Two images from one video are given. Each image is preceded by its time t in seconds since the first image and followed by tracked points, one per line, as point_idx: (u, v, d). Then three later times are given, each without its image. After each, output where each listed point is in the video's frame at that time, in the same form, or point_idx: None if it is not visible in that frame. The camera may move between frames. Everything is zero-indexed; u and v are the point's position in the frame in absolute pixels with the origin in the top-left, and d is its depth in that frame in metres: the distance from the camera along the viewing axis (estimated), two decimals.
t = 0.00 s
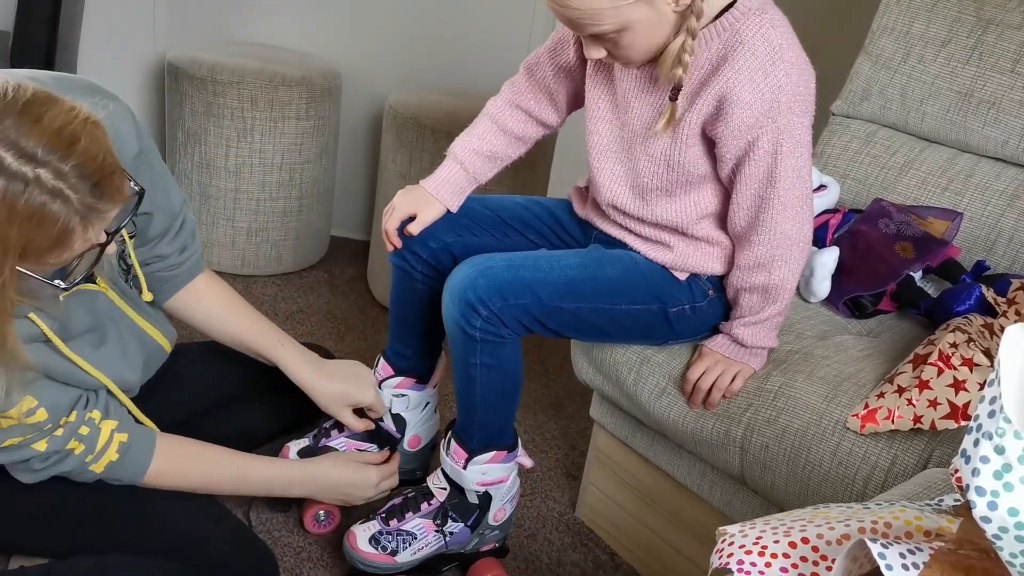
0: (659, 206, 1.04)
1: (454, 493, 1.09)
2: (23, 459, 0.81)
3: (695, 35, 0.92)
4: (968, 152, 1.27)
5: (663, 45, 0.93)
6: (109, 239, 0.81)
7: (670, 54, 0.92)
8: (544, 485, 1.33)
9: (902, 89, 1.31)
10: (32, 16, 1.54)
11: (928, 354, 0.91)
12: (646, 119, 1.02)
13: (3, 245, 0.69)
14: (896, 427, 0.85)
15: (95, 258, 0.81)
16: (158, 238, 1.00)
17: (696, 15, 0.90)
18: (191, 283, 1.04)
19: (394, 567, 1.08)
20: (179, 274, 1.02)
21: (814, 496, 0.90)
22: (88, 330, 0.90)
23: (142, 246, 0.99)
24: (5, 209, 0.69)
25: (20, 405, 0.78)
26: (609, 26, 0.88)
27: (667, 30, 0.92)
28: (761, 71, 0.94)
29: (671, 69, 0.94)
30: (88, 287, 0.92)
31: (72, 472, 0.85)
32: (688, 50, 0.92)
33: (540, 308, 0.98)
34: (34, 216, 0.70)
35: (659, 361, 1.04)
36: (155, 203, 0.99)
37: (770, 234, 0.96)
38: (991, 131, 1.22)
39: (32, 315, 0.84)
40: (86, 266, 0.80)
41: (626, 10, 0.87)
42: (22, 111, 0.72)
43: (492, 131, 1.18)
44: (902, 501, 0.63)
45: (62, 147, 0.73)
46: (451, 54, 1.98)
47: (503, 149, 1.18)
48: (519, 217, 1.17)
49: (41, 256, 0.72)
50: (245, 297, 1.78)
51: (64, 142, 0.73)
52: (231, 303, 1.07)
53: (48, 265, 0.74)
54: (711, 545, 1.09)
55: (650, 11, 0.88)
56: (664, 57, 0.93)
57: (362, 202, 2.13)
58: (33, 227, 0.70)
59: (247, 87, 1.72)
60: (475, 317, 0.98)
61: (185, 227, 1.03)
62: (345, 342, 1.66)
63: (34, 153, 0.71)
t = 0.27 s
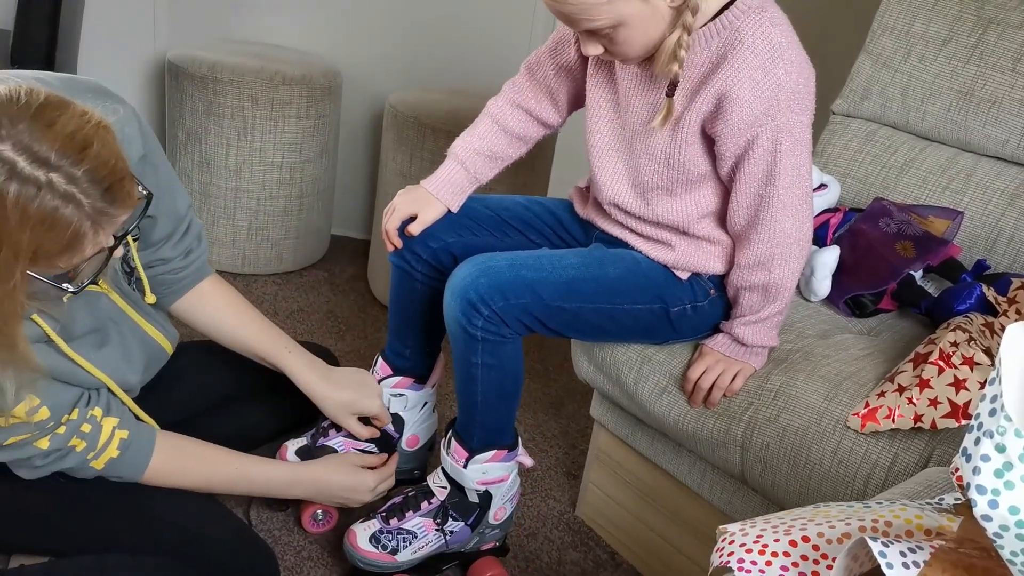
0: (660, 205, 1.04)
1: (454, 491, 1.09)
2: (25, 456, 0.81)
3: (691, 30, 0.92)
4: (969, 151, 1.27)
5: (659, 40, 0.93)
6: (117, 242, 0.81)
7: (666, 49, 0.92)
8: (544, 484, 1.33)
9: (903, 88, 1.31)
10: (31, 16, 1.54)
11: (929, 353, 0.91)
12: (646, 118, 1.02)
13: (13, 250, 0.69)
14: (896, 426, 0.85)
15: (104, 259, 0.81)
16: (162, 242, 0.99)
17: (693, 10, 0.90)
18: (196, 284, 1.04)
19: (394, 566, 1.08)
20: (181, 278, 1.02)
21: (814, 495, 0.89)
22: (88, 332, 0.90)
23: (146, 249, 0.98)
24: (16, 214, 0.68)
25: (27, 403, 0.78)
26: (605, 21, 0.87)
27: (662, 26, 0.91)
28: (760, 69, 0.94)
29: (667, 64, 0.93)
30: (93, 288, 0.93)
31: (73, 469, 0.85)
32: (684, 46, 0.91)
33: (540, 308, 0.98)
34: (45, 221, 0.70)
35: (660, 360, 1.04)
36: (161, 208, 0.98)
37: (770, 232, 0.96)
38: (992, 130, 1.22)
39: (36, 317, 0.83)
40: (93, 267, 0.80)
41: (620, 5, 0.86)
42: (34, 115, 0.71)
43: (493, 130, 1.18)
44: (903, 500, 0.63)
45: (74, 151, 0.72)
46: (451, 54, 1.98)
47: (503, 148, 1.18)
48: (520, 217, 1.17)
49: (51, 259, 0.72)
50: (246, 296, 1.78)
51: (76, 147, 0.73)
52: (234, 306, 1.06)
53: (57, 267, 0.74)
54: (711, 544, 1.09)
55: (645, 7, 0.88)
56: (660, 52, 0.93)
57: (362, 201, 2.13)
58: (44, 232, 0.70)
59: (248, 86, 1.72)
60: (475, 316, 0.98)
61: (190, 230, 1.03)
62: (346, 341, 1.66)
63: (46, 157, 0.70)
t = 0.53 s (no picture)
0: (660, 203, 1.04)
1: (455, 489, 1.08)
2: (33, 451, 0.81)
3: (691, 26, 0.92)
4: (970, 149, 1.27)
5: (659, 36, 0.92)
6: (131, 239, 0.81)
7: (666, 45, 0.92)
8: (544, 483, 1.33)
9: (904, 86, 1.30)
10: (31, 15, 1.54)
11: (930, 351, 0.91)
12: (646, 115, 1.02)
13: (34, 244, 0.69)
14: (897, 424, 0.85)
15: (118, 255, 0.81)
16: (166, 239, 0.99)
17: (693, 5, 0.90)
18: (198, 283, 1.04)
19: (395, 564, 1.08)
20: (185, 275, 1.01)
21: (815, 493, 0.89)
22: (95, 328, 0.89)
23: (150, 246, 0.98)
24: (39, 209, 0.68)
25: (39, 399, 0.78)
26: (604, 17, 0.87)
27: (662, 21, 0.91)
28: (760, 66, 0.94)
29: (666, 59, 0.93)
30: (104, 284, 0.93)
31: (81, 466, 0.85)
32: (683, 41, 0.91)
33: (541, 306, 0.98)
34: (67, 217, 0.70)
35: (660, 358, 1.04)
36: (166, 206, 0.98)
37: (770, 230, 0.96)
38: (993, 129, 1.22)
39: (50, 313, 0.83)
40: (108, 263, 0.80)
41: None
42: (57, 112, 0.72)
43: (493, 129, 1.17)
44: (904, 497, 0.63)
45: (96, 149, 0.73)
46: (451, 52, 1.98)
47: (504, 147, 1.18)
48: (520, 215, 1.17)
49: (71, 255, 0.72)
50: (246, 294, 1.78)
51: (97, 144, 0.73)
52: (238, 306, 1.06)
53: (74, 262, 0.74)
54: (712, 542, 1.09)
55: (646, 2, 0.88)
56: (659, 47, 0.93)
57: (362, 200, 2.13)
58: (65, 227, 0.70)
59: (248, 84, 1.72)
60: (476, 315, 0.98)
61: (195, 227, 1.03)
62: (346, 340, 1.66)
63: (69, 154, 0.70)
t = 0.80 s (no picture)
0: (662, 200, 1.04)
1: (455, 487, 1.09)
2: (33, 443, 0.81)
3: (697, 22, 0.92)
4: (971, 148, 1.27)
5: (665, 32, 0.92)
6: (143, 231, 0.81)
7: (673, 41, 0.92)
8: (544, 481, 1.33)
9: (905, 84, 1.30)
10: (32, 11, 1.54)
11: (930, 350, 0.91)
12: (650, 112, 1.02)
13: (55, 232, 0.69)
14: (897, 422, 0.85)
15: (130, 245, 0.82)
16: (168, 233, 0.99)
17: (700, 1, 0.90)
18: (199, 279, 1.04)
19: (396, 561, 1.08)
20: (187, 270, 1.02)
21: (815, 491, 0.89)
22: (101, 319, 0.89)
23: (152, 239, 0.98)
24: (62, 197, 0.68)
25: (43, 391, 0.78)
26: (610, 14, 0.87)
27: (667, 18, 0.91)
28: (764, 63, 0.94)
29: (673, 55, 0.93)
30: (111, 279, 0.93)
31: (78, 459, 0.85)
32: (690, 37, 0.91)
33: (542, 305, 0.98)
34: (89, 206, 0.70)
35: (661, 357, 1.04)
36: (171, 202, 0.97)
37: (772, 227, 0.96)
38: (994, 127, 1.22)
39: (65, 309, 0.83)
40: (119, 253, 0.81)
41: None
42: (79, 103, 0.72)
43: (495, 127, 1.17)
44: (905, 496, 0.63)
45: (116, 139, 0.73)
46: (452, 50, 1.98)
47: (505, 145, 1.18)
48: (521, 213, 1.17)
49: (89, 244, 0.72)
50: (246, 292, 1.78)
51: (117, 135, 0.74)
52: (241, 301, 1.06)
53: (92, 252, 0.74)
54: (712, 540, 1.09)
55: None
56: (665, 44, 0.93)
57: (362, 198, 2.13)
58: (87, 216, 0.70)
59: (248, 82, 1.72)
60: (476, 313, 0.98)
61: (197, 221, 1.03)
62: (346, 338, 1.66)
63: (90, 144, 0.71)
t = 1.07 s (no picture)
0: (662, 199, 1.04)
1: (455, 486, 1.09)
2: (33, 440, 0.80)
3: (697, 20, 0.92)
4: (971, 147, 1.26)
5: (665, 30, 0.92)
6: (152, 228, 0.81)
7: (673, 39, 0.92)
8: (544, 480, 1.33)
9: (905, 83, 1.30)
10: (32, 9, 1.53)
11: (930, 349, 0.91)
12: (650, 110, 1.02)
13: (69, 230, 0.69)
14: (897, 422, 0.85)
15: (137, 243, 0.84)
16: (177, 228, 0.99)
17: None
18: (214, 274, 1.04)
19: (396, 560, 1.08)
20: (200, 265, 1.01)
21: (815, 490, 0.89)
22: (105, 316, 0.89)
23: (161, 235, 0.98)
24: (77, 195, 0.69)
25: (45, 389, 0.78)
26: (610, 12, 0.87)
27: (667, 15, 0.91)
28: (765, 61, 0.94)
29: (673, 53, 0.93)
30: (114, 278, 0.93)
31: (78, 457, 0.85)
32: (690, 35, 0.91)
33: (542, 304, 0.98)
34: (103, 204, 0.71)
35: (661, 356, 1.04)
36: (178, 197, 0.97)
37: (772, 226, 0.96)
38: (994, 126, 1.22)
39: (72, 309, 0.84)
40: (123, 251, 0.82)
41: None
42: (94, 101, 0.73)
43: (495, 126, 1.17)
44: (905, 495, 0.63)
45: (130, 138, 0.74)
46: (452, 49, 1.98)
47: (505, 144, 1.18)
48: (521, 212, 1.17)
49: (101, 242, 0.73)
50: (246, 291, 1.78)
51: (131, 133, 0.75)
52: (255, 296, 1.06)
53: (105, 249, 0.75)
54: (711, 540, 1.09)
55: None
56: (665, 42, 0.93)
57: (362, 197, 2.13)
58: (101, 213, 0.71)
59: (248, 80, 1.72)
60: (476, 312, 0.98)
61: (207, 212, 1.03)
62: (346, 336, 1.66)
63: (105, 142, 0.72)
